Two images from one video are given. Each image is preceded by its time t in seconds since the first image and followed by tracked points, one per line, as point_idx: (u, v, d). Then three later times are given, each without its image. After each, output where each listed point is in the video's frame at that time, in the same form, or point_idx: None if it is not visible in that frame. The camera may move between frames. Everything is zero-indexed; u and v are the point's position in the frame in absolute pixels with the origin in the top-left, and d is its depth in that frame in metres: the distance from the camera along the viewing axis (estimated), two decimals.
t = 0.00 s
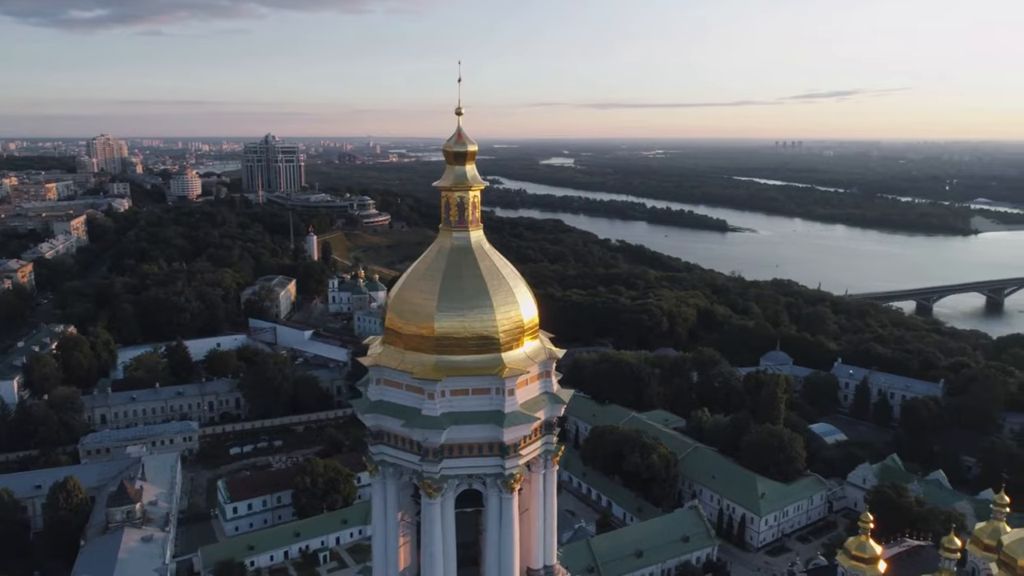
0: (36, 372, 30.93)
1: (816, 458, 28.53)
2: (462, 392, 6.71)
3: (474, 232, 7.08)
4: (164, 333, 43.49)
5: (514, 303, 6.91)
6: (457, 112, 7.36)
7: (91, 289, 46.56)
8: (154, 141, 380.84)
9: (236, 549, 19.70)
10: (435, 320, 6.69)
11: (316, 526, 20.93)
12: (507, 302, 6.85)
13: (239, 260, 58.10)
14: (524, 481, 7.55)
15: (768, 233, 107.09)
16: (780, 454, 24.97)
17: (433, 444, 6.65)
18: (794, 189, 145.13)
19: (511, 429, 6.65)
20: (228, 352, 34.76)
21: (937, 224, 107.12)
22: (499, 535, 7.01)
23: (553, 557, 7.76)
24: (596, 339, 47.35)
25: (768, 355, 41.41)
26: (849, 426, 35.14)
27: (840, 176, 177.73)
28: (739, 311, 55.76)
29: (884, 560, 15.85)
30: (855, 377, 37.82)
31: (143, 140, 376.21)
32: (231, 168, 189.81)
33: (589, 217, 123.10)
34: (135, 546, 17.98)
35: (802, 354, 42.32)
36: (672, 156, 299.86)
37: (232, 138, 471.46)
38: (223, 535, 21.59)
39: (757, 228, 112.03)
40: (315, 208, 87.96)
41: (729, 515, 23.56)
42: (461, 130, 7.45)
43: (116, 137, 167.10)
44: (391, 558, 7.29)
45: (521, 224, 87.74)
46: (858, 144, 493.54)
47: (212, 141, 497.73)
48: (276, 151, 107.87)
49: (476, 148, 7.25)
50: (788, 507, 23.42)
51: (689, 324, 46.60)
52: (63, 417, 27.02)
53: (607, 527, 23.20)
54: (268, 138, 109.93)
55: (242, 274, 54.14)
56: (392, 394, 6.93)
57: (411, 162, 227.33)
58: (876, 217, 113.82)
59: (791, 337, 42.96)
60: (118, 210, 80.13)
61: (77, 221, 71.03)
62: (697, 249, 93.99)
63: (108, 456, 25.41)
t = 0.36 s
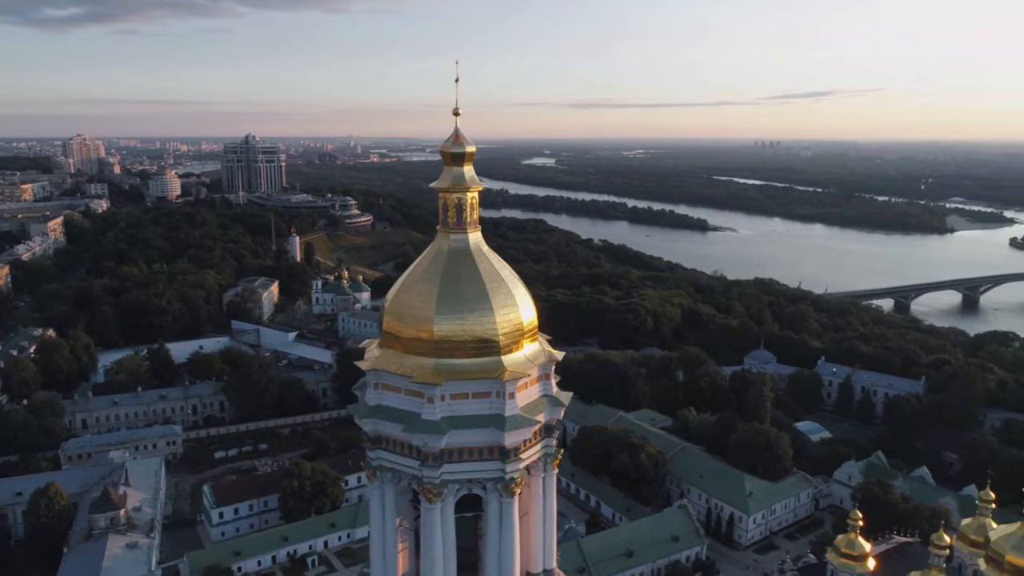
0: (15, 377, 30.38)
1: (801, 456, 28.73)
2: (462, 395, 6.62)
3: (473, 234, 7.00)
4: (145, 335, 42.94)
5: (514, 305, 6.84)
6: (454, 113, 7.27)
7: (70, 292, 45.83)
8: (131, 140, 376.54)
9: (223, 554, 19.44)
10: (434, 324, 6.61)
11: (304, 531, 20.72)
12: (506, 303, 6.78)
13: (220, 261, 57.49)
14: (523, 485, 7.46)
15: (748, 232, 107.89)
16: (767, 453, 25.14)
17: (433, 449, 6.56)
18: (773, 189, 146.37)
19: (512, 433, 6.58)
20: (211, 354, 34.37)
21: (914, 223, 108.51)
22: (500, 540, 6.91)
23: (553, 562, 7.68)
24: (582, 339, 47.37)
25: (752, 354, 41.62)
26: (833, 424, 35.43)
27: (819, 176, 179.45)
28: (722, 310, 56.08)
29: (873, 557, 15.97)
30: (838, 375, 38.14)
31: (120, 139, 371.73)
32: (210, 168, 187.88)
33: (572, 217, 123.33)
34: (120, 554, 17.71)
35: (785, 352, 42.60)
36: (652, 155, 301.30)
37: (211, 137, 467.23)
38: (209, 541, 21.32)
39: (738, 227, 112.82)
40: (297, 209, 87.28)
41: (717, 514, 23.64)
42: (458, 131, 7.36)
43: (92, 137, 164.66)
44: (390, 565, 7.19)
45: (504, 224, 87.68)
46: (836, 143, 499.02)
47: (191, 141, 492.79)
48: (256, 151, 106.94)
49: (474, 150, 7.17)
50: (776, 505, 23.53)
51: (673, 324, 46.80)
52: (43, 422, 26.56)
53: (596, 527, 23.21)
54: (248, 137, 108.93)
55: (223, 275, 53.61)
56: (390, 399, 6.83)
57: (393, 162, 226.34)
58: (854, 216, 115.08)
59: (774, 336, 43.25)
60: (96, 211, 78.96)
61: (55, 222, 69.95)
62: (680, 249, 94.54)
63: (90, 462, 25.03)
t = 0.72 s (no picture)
0: None
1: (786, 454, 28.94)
2: (461, 399, 6.56)
3: (470, 236, 6.94)
4: (124, 338, 42.29)
5: (512, 307, 6.78)
6: (451, 114, 7.20)
7: (46, 295, 45.04)
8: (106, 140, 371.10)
9: (208, 560, 19.18)
10: (432, 327, 6.53)
11: (290, 535, 20.50)
12: (505, 305, 6.72)
13: (199, 262, 56.82)
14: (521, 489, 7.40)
15: (727, 232, 108.71)
16: (752, 451, 25.33)
17: (432, 454, 6.49)
18: (751, 188, 147.69)
19: (512, 437, 6.53)
20: (192, 358, 33.93)
21: (889, 222, 109.99)
22: (499, 545, 6.84)
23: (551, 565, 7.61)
24: (565, 339, 47.42)
25: (734, 353, 41.87)
26: (816, 421, 35.75)
27: (796, 176, 181.25)
28: (704, 309, 56.44)
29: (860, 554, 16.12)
30: (820, 373, 38.50)
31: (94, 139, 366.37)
32: (187, 168, 185.67)
33: (552, 216, 123.48)
34: (103, 562, 17.41)
35: (767, 351, 42.92)
36: (631, 155, 302.77)
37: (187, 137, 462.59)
38: (193, 547, 21.03)
39: (717, 226, 113.61)
40: (276, 210, 86.50)
41: (704, 513, 23.75)
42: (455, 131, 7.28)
43: (65, 137, 161.96)
44: (388, 571, 7.11)
45: (485, 224, 87.58)
46: (812, 143, 504.74)
47: (167, 141, 487.34)
48: (235, 151, 105.83)
49: (471, 151, 7.11)
50: (761, 503, 23.67)
51: (656, 323, 46.99)
52: (20, 428, 26.04)
53: (583, 527, 23.21)
54: (226, 138, 107.75)
55: (203, 277, 52.95)
56: (388, 403, 6.76)
57: (372, 162, 225.20)
58: (831, 215, 116.35)
59: (756, 334, 43.56)
60: (71, 212, 77.61)
61: (29, 224, 68.68)
62: (660, 248, 95.02)
63: (69, 468, 24.58)
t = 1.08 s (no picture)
0: None
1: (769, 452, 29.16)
2: (459, 403, 6.48)
3: (466, 239, 6.87)
4: (101, 342, 41.64)
5: (510, 310, 6.71)
6: (448, 115, 7.12)
7: (21, 298, 44.20)
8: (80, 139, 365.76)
9: (191, 566, 18.87)
10: (429, 331, 6.46)
11: (275, 541, 20.21)
12: (502, 308, 6.66)
13: (177, 264, 56.12)
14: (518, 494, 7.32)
15: (706, 231, 109.50)
16: (737, 450, 25.50)
17: (431, 460, 6.40)
18: (729, 188, 148.92)
19: (512, 441, 6.45)
20: (171, 361, 33.47)
21: (863, 221, 111.43)
22: (498, 551, 6.76)
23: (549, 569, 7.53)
24: (548, 339, 47.44)
25: (717, 352, 42.11)
26: (798, 419, 36.11)
27: (773, 176, 182.95)
28: (685, 309, 56.73)
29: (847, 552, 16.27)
30: (801, 371, 38.86)
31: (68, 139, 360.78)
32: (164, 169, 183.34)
33: (532, 216, 123.60)
34: (83, 571, 17.09)
35: (748, 350, 43.23)
36: (610, 155, 303.94)
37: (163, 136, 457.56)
38: (176, 554, 20.71)
39: (695, 226, 114.33)
40: (255, 211, 85.71)
41: (690, 511, 23.85)
42: (450, 132, 7.21)
43: (37, 137, 158.98)
44: None
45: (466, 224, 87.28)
46: (789, 143, 510.25)
47: (142, 140, 481.49)
48: (212, 151, 104.69)
49: (468, 152, 7.04)
50: (747, 501, 23.80)
51: (639, 322, 47.19)
52: None
53: (570, 528, 23.20)
54: (204, 138, 106.50)
55: (182, 279, 52.29)
56: (385, 409, 6.66)
57: (351, 163, 224.01)
58: (807, 214, 117.63)
59: (738, 333, 43.86)
60: (45, 214, 76.30)
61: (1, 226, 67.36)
62: (640, 247, 95.46)
63: (47, 475, 24.14)
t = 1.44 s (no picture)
0: None
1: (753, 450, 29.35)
2: (458, 408, 6.41)
3: (463, 241, 6.80)
4: (77, 346, 40.95)
5: (508, 312, 6.65)
6: (443, 116, 7.05)
7: None
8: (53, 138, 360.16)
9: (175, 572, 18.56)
10: (428, 334, 6.38)
11: (261, 546, 19.93)
12: (501, 310, 6.60)
13: (155, 266, 55.40)
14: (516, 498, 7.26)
15: (685, 231, 110.20)
16: (722, 448, 25.64)
17: (430, 464, 6.33)
18: (707, 187, 150.08)
19: (512, 445, 6.40)
20: (151, 364, 32.98)
21: (839, 220, 112.79)
22: (498, 555, 6.68)
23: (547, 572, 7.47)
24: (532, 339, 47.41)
25: (699, 351, 42.34)
26: (780, 417, 36.45)
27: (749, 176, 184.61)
28: (666, 308, 57.01)
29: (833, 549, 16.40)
30: (783, 369, 39.18)
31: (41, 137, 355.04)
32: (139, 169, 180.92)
33: (513, 216, 123.65)
34: None
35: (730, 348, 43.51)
36: (588, 155, 304.96)
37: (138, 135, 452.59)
38: (159, 560, 20.40)
39: (674, 225, 115.00)
40: (234, 211, 84.85)
41: (676, 510, 23.95)
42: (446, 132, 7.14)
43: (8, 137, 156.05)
44: None
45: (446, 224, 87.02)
46: (766, 143, 515.57)
47: (117, 139, 475.02)
48: (189, 151, 103.47)
49: (464, 154, 6.99)
50: (732, 499, 23.94)
51: (622, 322, 47.35)
52: None
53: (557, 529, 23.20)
54: (180, 137, 105.21)
55: (161, 282, 51.62)
56: (382, 413, 6.59)
57: (330, 163, 222.64)
58: (785, 213, 118.81)
59: (720, 332, 44.14)
60: (18, 216, 74.94)
61: None
62: (620, 246, 95.83)
63: (24, 482, 23.68)
